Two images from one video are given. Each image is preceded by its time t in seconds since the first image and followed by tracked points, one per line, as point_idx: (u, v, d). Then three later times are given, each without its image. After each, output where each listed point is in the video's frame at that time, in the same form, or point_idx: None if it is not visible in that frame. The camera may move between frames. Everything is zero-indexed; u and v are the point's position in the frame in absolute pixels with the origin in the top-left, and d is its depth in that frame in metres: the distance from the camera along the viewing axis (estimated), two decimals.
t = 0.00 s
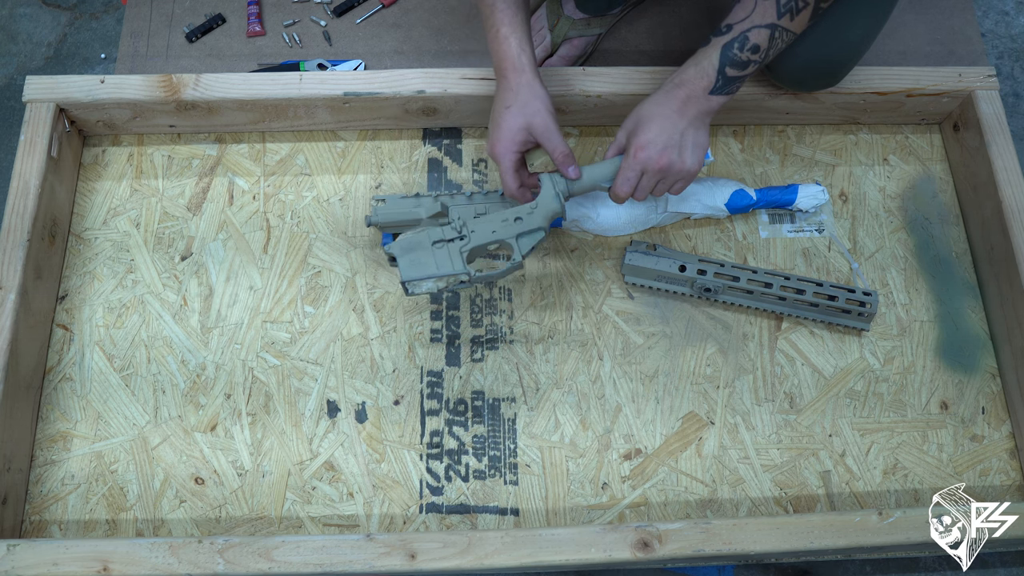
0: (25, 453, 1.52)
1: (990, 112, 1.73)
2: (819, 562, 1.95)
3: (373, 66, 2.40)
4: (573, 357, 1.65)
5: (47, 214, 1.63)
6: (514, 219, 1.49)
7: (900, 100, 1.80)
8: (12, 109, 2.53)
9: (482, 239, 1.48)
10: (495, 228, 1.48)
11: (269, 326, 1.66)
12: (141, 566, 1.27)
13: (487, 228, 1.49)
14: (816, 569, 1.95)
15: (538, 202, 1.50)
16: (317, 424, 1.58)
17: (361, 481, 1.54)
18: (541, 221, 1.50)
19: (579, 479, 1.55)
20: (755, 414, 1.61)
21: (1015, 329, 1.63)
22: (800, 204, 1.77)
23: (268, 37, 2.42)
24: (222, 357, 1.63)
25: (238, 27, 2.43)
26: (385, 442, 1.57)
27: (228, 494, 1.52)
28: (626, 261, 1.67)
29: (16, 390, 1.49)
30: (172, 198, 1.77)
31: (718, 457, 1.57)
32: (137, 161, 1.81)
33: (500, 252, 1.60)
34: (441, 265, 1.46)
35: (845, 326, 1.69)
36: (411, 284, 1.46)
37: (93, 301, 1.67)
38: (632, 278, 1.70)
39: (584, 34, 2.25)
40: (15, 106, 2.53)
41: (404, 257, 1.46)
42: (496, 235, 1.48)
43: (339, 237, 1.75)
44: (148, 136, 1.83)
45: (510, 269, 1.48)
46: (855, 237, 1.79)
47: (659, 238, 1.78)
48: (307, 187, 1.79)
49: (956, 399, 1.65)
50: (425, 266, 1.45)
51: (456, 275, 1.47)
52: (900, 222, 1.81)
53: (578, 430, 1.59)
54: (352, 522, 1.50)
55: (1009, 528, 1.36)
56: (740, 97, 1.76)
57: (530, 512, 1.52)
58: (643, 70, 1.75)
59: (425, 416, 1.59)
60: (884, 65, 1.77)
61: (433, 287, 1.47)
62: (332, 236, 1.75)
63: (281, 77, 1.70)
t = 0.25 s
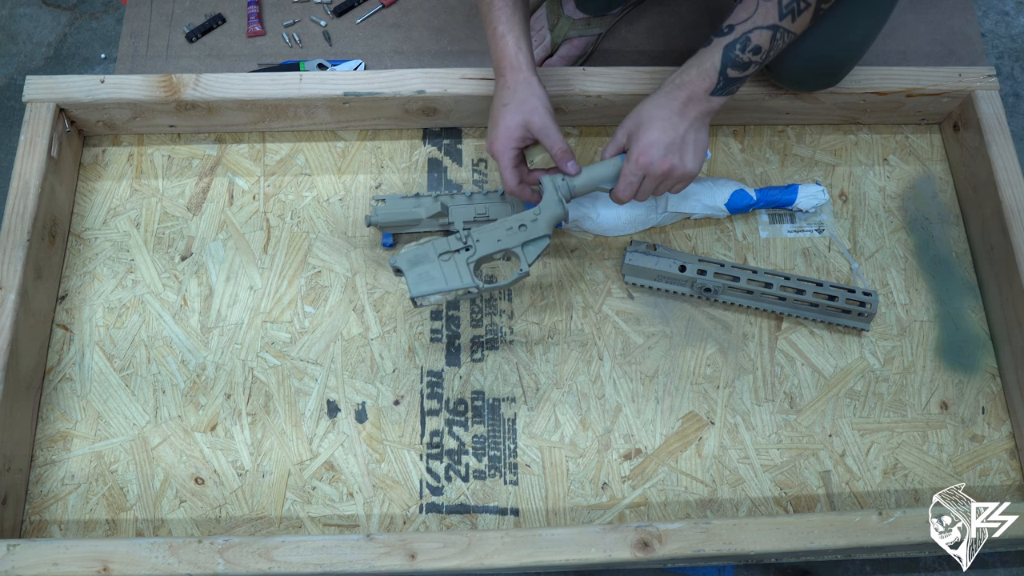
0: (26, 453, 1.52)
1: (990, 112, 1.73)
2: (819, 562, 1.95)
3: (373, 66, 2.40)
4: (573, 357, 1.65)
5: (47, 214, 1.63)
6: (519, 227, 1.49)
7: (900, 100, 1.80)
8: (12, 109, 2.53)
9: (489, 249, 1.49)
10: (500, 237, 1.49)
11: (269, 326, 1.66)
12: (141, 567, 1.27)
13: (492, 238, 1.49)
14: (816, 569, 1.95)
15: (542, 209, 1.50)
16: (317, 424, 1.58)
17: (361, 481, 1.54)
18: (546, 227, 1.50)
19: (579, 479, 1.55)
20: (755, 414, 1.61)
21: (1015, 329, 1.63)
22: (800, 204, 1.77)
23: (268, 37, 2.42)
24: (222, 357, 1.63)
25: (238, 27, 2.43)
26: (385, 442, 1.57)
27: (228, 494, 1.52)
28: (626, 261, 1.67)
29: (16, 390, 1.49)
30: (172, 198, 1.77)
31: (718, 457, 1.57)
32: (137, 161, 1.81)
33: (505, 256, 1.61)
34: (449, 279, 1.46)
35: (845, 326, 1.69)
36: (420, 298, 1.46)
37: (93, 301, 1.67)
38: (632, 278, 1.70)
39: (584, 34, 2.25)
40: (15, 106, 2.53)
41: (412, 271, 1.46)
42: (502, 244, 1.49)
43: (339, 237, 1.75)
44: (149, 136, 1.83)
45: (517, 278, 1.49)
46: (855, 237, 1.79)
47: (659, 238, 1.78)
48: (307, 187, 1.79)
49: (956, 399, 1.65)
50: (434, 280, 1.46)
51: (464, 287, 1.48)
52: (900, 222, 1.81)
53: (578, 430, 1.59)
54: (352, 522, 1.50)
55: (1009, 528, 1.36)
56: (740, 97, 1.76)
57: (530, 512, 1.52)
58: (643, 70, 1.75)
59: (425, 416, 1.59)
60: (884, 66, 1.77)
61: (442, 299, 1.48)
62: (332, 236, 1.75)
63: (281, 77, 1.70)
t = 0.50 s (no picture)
0: (25, 453, 1.52)
1: (990, 112, 1.73)
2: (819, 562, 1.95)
3: (373, 66, 2.40)
4: (573, 357, 1.65)
5: (47, 214, 1.63)
6: (520, 231, 1.49)
7: (900, 100, 1.80)
8: (12, 109, 2.53)
9: (491, 254, 1.48)
10: (502, 241, 1.49)
11: (269, 326, 1.66)
12: (141, 567, 1.27)
13: (493, 242, 1.49)
14: (816, 569, 1.95)
15: (543, 212, 1.50)
16: (317, 424, 1.58)
17: (361, 481, 1.54)
18: (547, 231, 1.51)
19: (579, 479, 1.55)
20: (755, 414, 1.61)
21: (1015, 329, 1.63)
22: (800, 204, 1.77)
23: (268, 37, 2.42)
24: (222, 357, 1.63)
25: (238, 27, 2.43)
26: (385, 442, 1.57)
27: (228, 494, 1.52)
28: (626, 261, 1.67)
29: (16, 390, 1.49)
30: (172, 198, 1.77)
31: (718, 457, 1.57)
32: (137, 161, 1.81)
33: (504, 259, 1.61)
34: (453, 285, 1.46)
35: (845, 326, 1.69)
36: (424, 305, 1.45)
37: (93, 300, 1.67)
38: (632, 278, 1.70)
39: (584, 34, 2.25)
40: (15, 106, 2.53)
41: (416, 278, 1.46)
42: (504, 248, 1.49)
43: (339, 237, 1.75)
44: (149, 136, 1.83)
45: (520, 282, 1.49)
46: (855, 237, 1.79)
47: (659, 238, 1.78)
48: (307, 187, 1.79)
49: (956, 399, 1.65)
50: (438, 287, 1.45)
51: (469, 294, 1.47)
52: (900, 222, 1.81)
53: (578, 430, 1.59)
54: (352, 522, 1.50)
55: (1009, 528, 1.36)
56: (740, 97, 1.76)
57: (530, 512, 1.52)
58: (643, 70, 1.75)
59: (425, 416, 1.59)
60: (884, 65, 1.77)
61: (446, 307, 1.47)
62: (332, 236, 1.75)
63: (281, 77, 1.70)
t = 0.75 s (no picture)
0: (26, 453, 1.52)
1: (990, 112, 1.73)
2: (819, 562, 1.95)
3: (373, 66, 2.40)
4: (573, 357, 1.65)
5: (47, 214, 1.63)
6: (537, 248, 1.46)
7: (900, 100, 1.80)
8: (12, 109, 2.53)
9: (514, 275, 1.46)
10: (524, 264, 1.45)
11: (269, 326, 1.66)
12: (141, 567, 1.27)
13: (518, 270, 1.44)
14: (816, 569, 1.95)
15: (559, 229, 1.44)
16: (317, 424, 1.58)
17: (361, 481, 1.54)
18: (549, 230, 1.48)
19: (579, 479, 1.55)
20: (755, 414, 1.61)
21: (1015, 329, 1.63)
22: (800, 204, 1.77)
23: (268, 37, 2.42)
24: (222, 357, 1.63)
25: (238, 27, 2.43)
26: (385, 442, 1.57)
27: (228, 494, 1.52)
28: (626, 261, 1.67)
29: (16, 390, 1.49)
30: (172, 198, 1.77)
31: (718, 457, 1.57)
32: (137, 161, 1.81)
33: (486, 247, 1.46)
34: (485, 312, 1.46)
35: (845, 326, 1.69)
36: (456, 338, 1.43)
37: (93, 300, 1.67)
38: (632, 278, 1.70)
39: (584, 34, 2.25)
40: (15, 106, 2.53)
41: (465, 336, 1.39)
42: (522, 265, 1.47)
43: (339, 237, 1.75)
44: (149, 136, 1.83)
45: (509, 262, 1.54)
46: (855, 237, 1.79)
47: (659, 238, 1.78)
48: (307, 187, 1.79)
49: (956, 399, 1.65)
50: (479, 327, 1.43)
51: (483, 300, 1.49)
52: (900, 222, 1.81)
53: (578, 430, 1.59)
54: (352, 522, 1.50)
55: (1009, 528, 1.36)
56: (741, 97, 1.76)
57: (530, 512, 1.52)
58: (643, 70, 1.75)
59: (425, 416, 1.59)
60: (884, 66, 1.77)
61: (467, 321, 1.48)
62: (332, 236, 1.75)
63: (281, 77, 1.70)
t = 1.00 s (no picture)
0: (25, 453, 1.52)
1: (990, 112, 1.73)
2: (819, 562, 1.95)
3: (373, 66, 2.40)
4: (573, 357, 1.65)
5: (47, 214, 1.63)
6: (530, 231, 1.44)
7: (900, 100, 1.80)
8: (12, 110, 2.53)
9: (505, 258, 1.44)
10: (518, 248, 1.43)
11: (269, 326, 1.66)
12: (141, 567, 1.27)
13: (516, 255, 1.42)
14: (816, 569, 1.95)
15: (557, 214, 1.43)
16: (317, 424, 1.58)
17: (361, 481, 1.54)
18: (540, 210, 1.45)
19: (579, 479, 1.55)
20: (755, 414, 1.61)
21: (1015, 329, 1.63)
22: (800, 204, 1.77)
23: (268, 37, 2.42)
24: (222, 357, 1.63)
25: (238, 27, 2.43)
26: (385, 442, 1.57)
27: (228, 494, 1.52)
28: (626, 261, 1.67)
29: (16, 390, 1.49)
30: (172, 198, 1.77)
31: (718, 457, 1.57)
32: (137, 161, 1.81)
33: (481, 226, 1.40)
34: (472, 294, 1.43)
35: (845, 326, 1.68)
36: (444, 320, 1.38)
37: (93, 300, 1.67)
38: (632, 278, 1.70)
39: (584, 34, 2.25)
40: (15, 106, 2.53)
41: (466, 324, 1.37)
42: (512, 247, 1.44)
43: (339, 237, 1.75)
44: (149, 136, 1.83)
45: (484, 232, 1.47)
46: (855, 237, 1.79)
47: (659, 238, 1.78)
48: (307, 187, 1.79)
49: (956, 399, 1.65)
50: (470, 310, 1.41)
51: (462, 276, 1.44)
52: (900, 222, 1.81)
53: (578, 430, 1.59)
54: (352, 522, 1.50)
55: (1008, 528, 1.36)
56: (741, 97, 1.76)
57: (530, 512, 1.52)
58: (642, 70, 1.75)
59: (424, 416, 1.59)
60: (884, 66, 1.77)
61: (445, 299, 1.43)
62: (332, 236, 1.75)
63: (281, 77, 1.70)
